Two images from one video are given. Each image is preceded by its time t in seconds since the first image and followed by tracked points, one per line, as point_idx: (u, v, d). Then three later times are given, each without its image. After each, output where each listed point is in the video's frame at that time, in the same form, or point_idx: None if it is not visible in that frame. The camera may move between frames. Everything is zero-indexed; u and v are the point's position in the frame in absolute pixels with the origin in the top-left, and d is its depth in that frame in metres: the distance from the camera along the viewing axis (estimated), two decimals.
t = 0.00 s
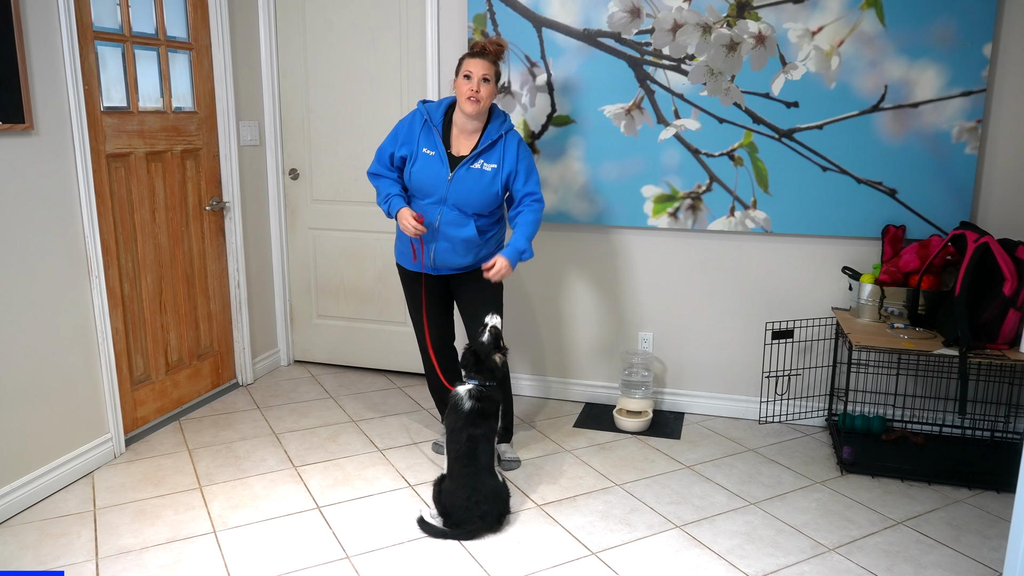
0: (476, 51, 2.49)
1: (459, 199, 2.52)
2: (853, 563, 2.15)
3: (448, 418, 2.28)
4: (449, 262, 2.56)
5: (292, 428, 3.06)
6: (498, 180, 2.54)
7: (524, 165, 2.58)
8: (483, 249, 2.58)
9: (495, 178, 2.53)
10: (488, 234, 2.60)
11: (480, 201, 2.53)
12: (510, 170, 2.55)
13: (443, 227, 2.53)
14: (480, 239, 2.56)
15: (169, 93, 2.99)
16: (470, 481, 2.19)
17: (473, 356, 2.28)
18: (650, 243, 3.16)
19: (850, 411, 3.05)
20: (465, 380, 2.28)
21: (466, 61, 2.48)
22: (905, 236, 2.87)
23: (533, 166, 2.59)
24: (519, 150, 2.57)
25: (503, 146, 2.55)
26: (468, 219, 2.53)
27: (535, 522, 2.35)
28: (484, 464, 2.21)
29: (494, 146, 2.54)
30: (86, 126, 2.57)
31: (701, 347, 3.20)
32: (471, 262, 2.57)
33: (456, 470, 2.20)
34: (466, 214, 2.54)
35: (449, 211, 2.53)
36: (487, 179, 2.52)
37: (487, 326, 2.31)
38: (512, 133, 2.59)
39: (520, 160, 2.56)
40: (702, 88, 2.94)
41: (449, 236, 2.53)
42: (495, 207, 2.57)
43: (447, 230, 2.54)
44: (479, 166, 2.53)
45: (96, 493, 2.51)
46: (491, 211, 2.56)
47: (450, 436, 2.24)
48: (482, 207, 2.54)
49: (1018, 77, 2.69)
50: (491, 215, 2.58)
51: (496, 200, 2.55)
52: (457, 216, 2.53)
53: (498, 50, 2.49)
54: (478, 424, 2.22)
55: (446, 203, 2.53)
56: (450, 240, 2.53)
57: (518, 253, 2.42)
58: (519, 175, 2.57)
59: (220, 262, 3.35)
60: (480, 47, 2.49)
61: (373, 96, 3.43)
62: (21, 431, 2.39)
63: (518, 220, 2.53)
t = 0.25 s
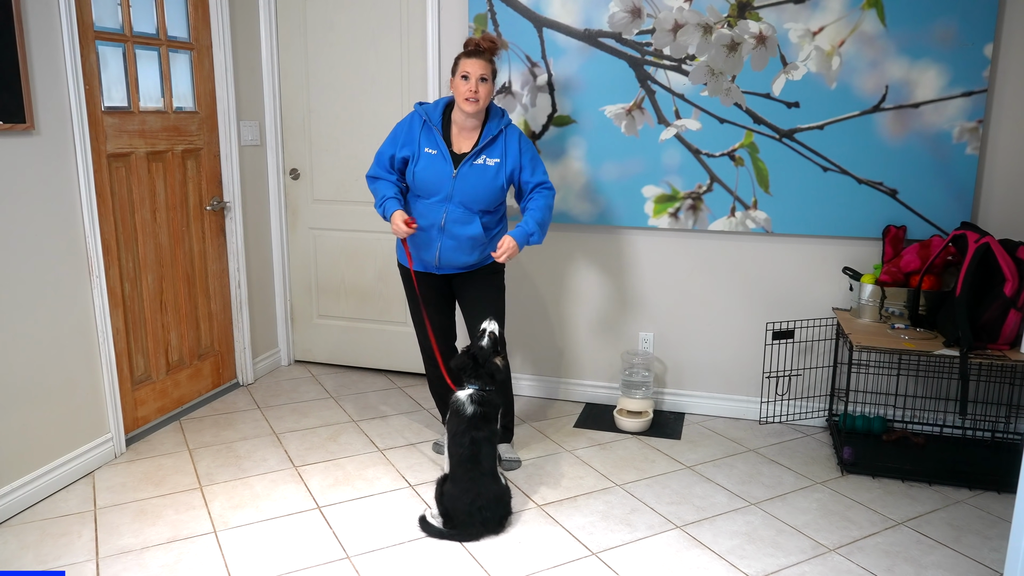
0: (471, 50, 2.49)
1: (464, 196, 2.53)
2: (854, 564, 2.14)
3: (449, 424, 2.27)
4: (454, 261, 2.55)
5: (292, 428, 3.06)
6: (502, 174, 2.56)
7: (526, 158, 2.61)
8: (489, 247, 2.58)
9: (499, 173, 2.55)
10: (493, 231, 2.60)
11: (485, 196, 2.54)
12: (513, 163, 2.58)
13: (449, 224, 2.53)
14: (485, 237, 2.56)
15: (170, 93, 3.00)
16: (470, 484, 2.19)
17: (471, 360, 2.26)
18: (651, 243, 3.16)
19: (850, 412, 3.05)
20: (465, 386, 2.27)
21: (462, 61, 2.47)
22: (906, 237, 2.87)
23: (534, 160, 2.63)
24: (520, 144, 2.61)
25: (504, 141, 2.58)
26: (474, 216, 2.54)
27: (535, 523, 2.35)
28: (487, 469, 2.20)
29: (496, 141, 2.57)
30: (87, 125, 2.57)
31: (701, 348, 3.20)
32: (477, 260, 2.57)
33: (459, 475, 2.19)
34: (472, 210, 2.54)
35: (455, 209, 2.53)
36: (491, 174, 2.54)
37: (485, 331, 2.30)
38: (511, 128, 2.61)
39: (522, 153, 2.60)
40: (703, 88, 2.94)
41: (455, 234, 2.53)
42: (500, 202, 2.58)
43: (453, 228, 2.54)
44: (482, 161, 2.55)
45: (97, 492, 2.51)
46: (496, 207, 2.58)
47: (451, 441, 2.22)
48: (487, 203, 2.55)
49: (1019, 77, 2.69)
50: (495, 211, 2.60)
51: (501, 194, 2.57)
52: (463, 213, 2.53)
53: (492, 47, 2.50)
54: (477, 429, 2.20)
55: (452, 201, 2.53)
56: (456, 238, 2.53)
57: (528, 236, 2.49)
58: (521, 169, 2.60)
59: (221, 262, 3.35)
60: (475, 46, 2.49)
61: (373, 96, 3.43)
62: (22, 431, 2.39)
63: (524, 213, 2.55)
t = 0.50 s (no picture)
0: (465, 47, 2.50)
1: (466, 190, 2.53)
2: (854, 564, 2.14)
3: (448, 428, 2.26)
4: (458, 259, 2.55)
5: (293, 428, 3.07)
6: (503, 167, 2.57)
7: (525, 151, 2.63)
8: (492, 243, 2.58)
9: (499, 166, 2.56)
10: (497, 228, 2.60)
11: (486, 190, 2.55)
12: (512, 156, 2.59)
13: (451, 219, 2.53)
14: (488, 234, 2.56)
15: (171, 94, 3.00)
16: (469, 487, 2.18)
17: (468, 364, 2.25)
18: (651, 243, 3.16)
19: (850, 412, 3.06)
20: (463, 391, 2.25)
21: (456, 57, 2.48)
22: (906, 237, 2.87)
23: (534, 151, 2.65)
24: (519, 138, 2.62)
25: (503, 135, 2.59)
26: (477, 211, 2.54)
27: (536, 523, 2.35)
28: (487, 472, 2.19)
29: (494, 136, 2.58)
30: (88, 126, 2.58)
31: (702, 348, 3.20)
32: (480, 257, 2.56)
33: (460, 478, 2.18)
34: (474, 204, 2.54)
35: (458, 204, 2.54)
36: (492, 167, 2.55)
37: (482, 336, 2.29)
38: (509, 123, 2.62)
39: (521, 146, 2.62)
40: (704, 88, 2.94)
41: (458, 231, 2.53)
42: (502, 196, 2.59)
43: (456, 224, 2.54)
44: (482, 156, 2.55)
45: (97, 493, 2.51)
46: (498, 200, 2.58)
47: (450, 445, 2.21)
48: (489, 197, 2.55)
49: (1020, 78, 2.69)
50: (497, 206, 2.60)
51: (502, 188, 2.58)
52: (466, 209, 2.54)
53: (487, 44, 2.52)
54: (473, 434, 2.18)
55: (454, 197, 2.54)
56: (459, 235, 2.53)
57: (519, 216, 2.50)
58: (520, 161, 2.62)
59: (221, 262, 3.35)
60: (469, 43, 2.51)
61: (374, 97, 3.43)
62: (23, 431, 2.39)
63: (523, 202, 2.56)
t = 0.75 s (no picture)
0: (461, 45, 2.51)
1: (466, 187, 2.53)
2: (855, 564, 2.14)
3: (451, 429, 2.25)
4: (459, 257, 2.55)
5: (294, 428, 3.07)
6: (502, 163, 2.57)
7: (524, 146, 2.64)
8: (493, 240, 2.58)
9: (498, 162, 2.57)
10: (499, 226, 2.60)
11: (486, 186, 2.56)
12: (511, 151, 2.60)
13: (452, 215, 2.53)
14: (490, 232, 2.56)
15: (172, 93, 3.00)
16: (471, 489, 2.18)
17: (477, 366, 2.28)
18: (652, 243, 3.16)
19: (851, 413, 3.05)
20: (472, 392, 2.26)
21: (453, 55, 2.49)
22: (907, 237, 2.87)
23: (533, 146, 2.66)
24: (517, 134, 2.63)
25: (501, 131, 2.59)
26: (477, 208, 2.54)
27: (537, 523, 2.35)
28: (488, 476, 2.18)
29: (492, 132, 2.58)
30: (89, 125, 2.58)
31: (703, 348, 3.20)
32: (481, 255, 2.56)
33: (460, 480, 2.17)
34: (475, 200, 2.54)
35: (458, 201, 2.54)
36: (491, 163, 2.55)
37: (488, 338, 2.32)
38: (506, 120, 2.62)
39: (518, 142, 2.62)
40: (705, 88, 2.94)
41: (459, 228, 2.53)
42: (502, 192, 2.59)
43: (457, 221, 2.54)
44: (480, 153, 2.55)
45: (98, 492, 2.51)
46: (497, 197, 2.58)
47: (454, 447, 2.20)
48: (488, 193, 2.55)
49: (1021, 78, 2.69)
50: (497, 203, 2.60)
51: (501, 184, 2.58)
52: (467, 206, 2.54)
53: (484, 42, 2.52)
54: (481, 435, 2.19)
55: (455, 194, 2.54)
56: (461, 233, 2.53)
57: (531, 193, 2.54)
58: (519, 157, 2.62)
59: (222, 261, 3.35)
60: (466, 41, 2.51)
61: (375, 96, 3.43)
62: (23, 430, 2.39)
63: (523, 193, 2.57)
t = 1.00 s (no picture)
0: (460, 45, 2.50)
1: (466, 187, 2.53)
2: (855, 565, 2.14)
3: (451, 430, 2.25)
4: (460, 257, 2.55)
5: (294, 428, 3.07)
6: (502, 163, 2.57)
7: (524, 146, 2.64)
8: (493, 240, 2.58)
9: (497, 162, 2.56)
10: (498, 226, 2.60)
11: (486, 186, 2.56)
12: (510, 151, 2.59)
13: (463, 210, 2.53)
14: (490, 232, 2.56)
15: (173, 93, 3.00)
16: (467, 492, 2.18)
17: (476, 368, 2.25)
18: (652, 243, 3.17)
19: (851, 413, 3.03)
20: (470, 395, 2.25)
21: (452, 56, 2.49)
22: (908, 238, 2.87)
23: (533, 146, 2.67)
24: (517, 133, 2.62)
25: (500, 131, 2.59)
26: (477, 208, 2.54)
27: (537, 523, 2.35)
28: (485, 479, 2.18)
29: (491, 132, 2.57)
30: (91, 125, 2.58)
31: (703, 348, 3.20)
32: (482, 255, 2.56)
33: (458, 483, 2.18)
34: (474, 200, 2.54)
35: (458, 202, 2.54)
36: (490, 163, 2.55)
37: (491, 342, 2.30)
38: (506, 119, 2.62)
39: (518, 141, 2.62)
40: (706, 89, 2.94)
41: (459, 229, 2.53)
42: (502, 192, 2.59)
43: (457, 222, 2.54)
44: (480, 153, 2.55)
45: (98, 492, 2.51)
46: (498, 197, 2.58)
47: (452, 448, 2.21)
48: (488, 193, 2.55)
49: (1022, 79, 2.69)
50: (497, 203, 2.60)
51: (501, 183, 2.58)
52: (467, 206, 2.54)
53: (481, 42, 2.51)
54: (477, 439, 2.18)
55: (454, 195, 2.54)
56: (461, 233, 2.53)
57: (545, 185, 2.58)
58: (519, 157, 2.62)
59: (223, 261, 3.35)
60: (464, 40, 2.50)
61: (375, 96, 3.43)
62: (24, 430, 2.39)
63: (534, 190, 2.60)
